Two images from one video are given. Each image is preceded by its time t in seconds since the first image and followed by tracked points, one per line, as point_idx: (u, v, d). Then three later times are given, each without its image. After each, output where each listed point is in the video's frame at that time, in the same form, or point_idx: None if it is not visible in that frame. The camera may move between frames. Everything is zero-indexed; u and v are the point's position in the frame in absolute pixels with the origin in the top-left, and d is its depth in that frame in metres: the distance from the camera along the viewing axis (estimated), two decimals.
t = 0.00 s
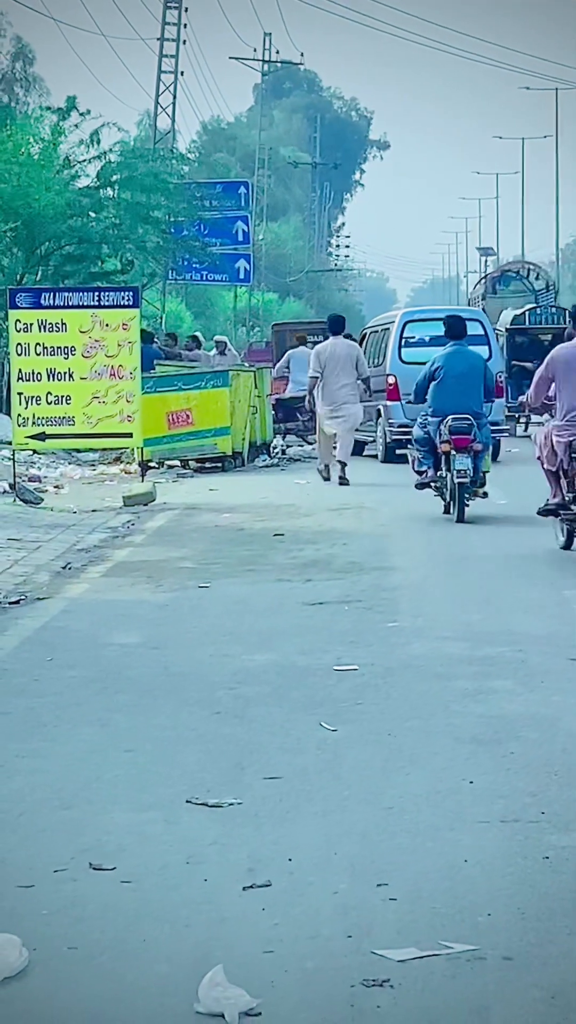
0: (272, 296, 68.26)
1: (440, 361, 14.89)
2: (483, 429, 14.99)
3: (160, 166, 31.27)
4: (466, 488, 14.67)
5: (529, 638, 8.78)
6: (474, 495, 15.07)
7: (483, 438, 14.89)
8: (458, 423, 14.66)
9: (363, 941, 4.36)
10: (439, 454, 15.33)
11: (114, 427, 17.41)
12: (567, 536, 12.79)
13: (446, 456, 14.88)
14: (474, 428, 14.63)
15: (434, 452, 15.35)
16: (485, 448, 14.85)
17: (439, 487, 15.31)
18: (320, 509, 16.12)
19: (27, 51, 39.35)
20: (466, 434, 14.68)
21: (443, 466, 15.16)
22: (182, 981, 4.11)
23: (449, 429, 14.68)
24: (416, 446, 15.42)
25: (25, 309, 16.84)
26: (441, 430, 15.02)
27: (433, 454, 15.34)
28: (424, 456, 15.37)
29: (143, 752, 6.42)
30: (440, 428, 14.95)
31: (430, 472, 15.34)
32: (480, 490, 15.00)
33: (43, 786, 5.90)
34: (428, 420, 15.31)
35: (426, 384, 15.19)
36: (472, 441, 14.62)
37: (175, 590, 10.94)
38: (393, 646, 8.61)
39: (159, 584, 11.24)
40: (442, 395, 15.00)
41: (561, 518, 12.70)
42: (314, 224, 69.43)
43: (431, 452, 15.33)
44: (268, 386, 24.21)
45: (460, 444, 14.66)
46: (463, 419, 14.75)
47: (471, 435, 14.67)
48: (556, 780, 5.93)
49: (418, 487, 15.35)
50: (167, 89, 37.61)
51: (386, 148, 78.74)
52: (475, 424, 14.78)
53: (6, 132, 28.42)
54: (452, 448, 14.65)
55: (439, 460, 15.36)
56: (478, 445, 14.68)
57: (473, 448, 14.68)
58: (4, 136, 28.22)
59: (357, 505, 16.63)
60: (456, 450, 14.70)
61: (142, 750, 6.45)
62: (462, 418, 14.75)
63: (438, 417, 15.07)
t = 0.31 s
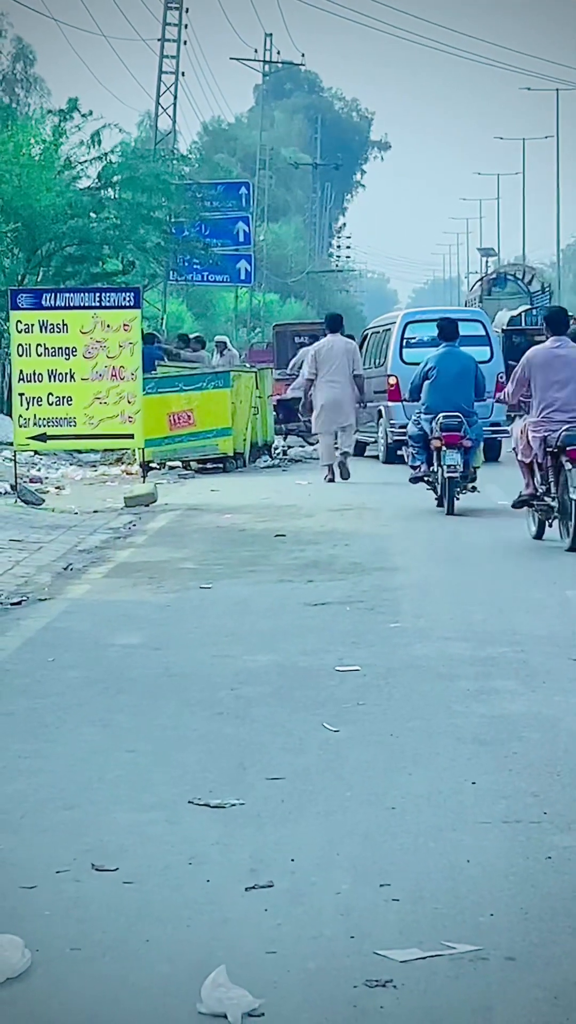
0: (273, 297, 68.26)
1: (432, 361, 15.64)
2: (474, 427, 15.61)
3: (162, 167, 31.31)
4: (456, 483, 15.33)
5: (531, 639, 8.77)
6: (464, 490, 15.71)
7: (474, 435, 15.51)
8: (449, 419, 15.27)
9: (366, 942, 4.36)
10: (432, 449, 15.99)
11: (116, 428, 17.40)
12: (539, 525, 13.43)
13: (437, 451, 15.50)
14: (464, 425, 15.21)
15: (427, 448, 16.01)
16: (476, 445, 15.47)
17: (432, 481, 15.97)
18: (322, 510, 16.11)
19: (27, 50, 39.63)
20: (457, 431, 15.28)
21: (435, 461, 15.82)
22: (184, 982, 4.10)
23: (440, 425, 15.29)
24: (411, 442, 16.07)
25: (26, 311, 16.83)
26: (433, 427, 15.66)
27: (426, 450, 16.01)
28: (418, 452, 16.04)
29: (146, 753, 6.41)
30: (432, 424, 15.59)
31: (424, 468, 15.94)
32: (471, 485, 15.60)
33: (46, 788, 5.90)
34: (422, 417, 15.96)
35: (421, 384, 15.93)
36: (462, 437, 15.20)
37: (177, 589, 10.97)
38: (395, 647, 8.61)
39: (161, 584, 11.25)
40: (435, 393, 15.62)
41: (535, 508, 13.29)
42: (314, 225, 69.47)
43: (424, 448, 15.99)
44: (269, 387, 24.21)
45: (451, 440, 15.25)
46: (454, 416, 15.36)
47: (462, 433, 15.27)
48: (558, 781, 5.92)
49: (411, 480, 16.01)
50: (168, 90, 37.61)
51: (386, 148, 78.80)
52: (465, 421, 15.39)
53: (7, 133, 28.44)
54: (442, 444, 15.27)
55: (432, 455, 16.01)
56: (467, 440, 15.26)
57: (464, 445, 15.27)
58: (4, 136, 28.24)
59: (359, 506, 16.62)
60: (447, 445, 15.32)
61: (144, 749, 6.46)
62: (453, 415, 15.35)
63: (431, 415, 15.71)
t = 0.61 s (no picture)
0: (272, 300, 68.34)
1: (428, 362, 16.04)
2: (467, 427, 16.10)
3: (161, 171, 31.32)
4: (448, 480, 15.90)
5: (531, 642, 8.78)
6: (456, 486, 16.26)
7: (467, 434, 16.00)
8: (441, 420, 15.76)
9: (367, 946, 4.35)
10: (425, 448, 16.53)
11: (116, 431, 17.42)
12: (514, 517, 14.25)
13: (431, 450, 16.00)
14: (457, 426, 15.73)
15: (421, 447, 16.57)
16: (468, 444, 15.96)
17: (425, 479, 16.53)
18: (321, 514, 16.13)
19: (26, 54, 39.75)
20: (448, 431, 15.77)
21: (427, 460, 16.36)
22: (185, 986, 4.10)
23: (433, 425, 15.77)
24: (407, 441, 16.63)
25: (25, 314, 16.80)
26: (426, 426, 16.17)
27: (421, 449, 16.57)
28: (413, 450, 16.59)
29: (146, 756, 6.41)
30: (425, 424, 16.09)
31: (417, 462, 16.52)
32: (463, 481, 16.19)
33: (45, 791, 5.90)
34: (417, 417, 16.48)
35: (416, 381, 16.36)
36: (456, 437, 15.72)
37: (178, 593, 10.99)
38: (395, 651, 8.60)
39: (161, 588, 11.24)
40: (429, 395, 16.12)
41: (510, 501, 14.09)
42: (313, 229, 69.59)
43: (419, 447, 16.55)
44: (269, 391, 24.22)
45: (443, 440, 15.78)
46: (446, 416, 15.85)
47: (453, 432, 15.76)
48: (559, 784, 5.92)
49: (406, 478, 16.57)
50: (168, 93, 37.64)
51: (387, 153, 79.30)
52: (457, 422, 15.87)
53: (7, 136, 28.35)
54: (435, 443, 15.77)
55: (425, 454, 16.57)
56: (459, 440, 15.79)
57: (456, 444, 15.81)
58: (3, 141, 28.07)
59: (360, 509, 16.61)
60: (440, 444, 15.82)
61: (143, 752, 6.47)
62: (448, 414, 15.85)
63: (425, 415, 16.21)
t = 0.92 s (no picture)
0: (271, 307, 68.41)
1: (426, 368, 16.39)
2: (462, 433, 16.43)
3: (160, 178, 31.35)
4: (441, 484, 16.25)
5: (528, 650, 8.78)
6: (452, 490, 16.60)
7: (462, 440, 16.33)
8: (436, 425, 16.11)
9: (364, 954, 4.35)
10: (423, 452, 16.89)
11: (114, 439, 17.39)
12: (499, 516, 15.13)
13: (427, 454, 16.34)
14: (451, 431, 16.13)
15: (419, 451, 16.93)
16: (463, 449, 16.29)
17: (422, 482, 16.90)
18: (320, 522, 16.13)
19: (26, 63, 39.89)
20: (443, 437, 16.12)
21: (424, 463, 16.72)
22: (182, 993, 4.10)
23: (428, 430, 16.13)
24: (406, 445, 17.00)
25: (24, 321, 16.84)
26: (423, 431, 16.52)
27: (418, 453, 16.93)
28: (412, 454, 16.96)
29: (143, 763, 6.42)
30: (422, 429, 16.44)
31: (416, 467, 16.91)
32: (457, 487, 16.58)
33: (43, 798, 5.90)
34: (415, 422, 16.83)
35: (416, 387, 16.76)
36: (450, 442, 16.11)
37: (176, 600, 11.01)
38: (393, 658, 8.61)
39: (159, 596, 11.25)
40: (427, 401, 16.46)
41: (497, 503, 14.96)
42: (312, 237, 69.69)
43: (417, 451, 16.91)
44: (267, 398, 24.23)
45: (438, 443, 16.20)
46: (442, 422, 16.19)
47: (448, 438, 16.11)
48: (556, 792, 5.92)
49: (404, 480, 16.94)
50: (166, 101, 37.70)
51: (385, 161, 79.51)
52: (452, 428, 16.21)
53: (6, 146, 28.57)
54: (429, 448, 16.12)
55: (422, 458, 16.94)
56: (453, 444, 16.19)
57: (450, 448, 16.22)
58: (3, 149, 28.44)
59: (358, 517, 16.62)
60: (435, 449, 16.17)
61: (142, 759, 6.48)
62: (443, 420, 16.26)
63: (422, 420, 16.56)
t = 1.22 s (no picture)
0: (270, 319, 68.46)
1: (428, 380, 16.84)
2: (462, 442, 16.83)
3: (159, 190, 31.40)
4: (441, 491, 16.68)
5: (526, 662, 8.77)
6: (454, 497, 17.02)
7: (462, 448, 16.73)
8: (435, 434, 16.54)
9: (363, 967, 4.33)
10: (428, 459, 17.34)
11: (112, 451, 17.34)
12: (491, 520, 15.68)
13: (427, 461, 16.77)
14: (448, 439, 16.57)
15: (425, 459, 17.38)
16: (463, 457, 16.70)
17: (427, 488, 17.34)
18: (319, 533, 16.12)
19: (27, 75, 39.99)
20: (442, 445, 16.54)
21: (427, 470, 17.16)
22: (179, 1007, 4.08)
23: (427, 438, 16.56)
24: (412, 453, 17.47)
25: (23, 332, 16.90)
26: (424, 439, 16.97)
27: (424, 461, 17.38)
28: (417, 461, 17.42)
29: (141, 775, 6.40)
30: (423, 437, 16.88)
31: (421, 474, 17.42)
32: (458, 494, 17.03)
33: (40, 810, 5.89)
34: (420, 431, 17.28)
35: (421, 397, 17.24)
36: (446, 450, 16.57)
37: (175, 611, 11.02)
38: (392, 670, 8.60)
39: (156, 607, 11.23)
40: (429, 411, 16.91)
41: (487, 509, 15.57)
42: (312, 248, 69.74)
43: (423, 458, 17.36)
44: (266, 409, 24.27)
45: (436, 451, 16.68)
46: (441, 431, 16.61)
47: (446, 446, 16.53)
48: (556, 805, 5.90)
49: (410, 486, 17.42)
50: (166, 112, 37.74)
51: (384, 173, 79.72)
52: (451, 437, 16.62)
53: (6, 156, 28.56)
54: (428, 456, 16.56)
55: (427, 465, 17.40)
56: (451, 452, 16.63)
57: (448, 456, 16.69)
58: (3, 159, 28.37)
59: (357, 528, 16.61)
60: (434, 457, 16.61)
61: (140, 770, 6.48)
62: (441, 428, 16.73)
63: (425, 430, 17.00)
